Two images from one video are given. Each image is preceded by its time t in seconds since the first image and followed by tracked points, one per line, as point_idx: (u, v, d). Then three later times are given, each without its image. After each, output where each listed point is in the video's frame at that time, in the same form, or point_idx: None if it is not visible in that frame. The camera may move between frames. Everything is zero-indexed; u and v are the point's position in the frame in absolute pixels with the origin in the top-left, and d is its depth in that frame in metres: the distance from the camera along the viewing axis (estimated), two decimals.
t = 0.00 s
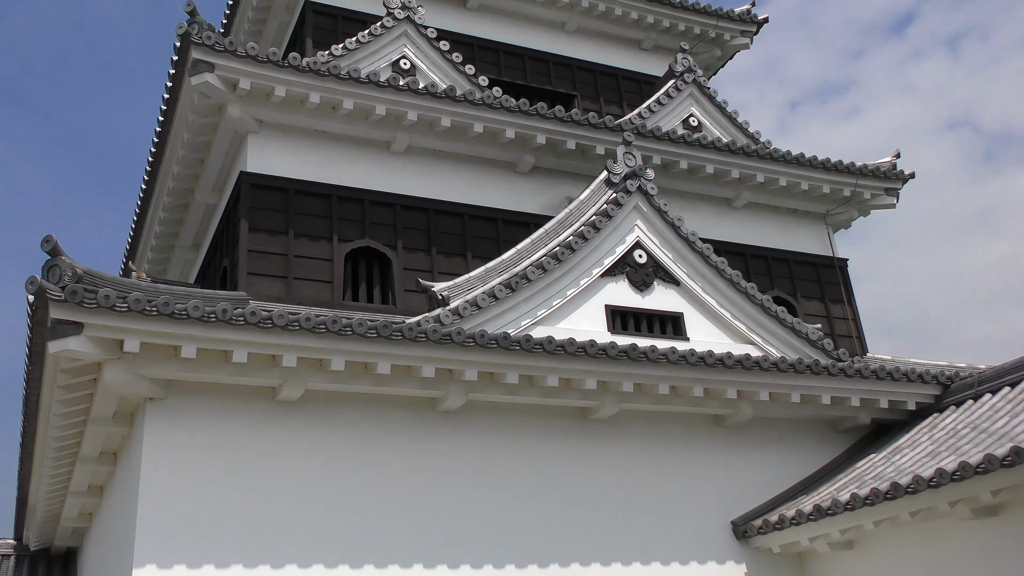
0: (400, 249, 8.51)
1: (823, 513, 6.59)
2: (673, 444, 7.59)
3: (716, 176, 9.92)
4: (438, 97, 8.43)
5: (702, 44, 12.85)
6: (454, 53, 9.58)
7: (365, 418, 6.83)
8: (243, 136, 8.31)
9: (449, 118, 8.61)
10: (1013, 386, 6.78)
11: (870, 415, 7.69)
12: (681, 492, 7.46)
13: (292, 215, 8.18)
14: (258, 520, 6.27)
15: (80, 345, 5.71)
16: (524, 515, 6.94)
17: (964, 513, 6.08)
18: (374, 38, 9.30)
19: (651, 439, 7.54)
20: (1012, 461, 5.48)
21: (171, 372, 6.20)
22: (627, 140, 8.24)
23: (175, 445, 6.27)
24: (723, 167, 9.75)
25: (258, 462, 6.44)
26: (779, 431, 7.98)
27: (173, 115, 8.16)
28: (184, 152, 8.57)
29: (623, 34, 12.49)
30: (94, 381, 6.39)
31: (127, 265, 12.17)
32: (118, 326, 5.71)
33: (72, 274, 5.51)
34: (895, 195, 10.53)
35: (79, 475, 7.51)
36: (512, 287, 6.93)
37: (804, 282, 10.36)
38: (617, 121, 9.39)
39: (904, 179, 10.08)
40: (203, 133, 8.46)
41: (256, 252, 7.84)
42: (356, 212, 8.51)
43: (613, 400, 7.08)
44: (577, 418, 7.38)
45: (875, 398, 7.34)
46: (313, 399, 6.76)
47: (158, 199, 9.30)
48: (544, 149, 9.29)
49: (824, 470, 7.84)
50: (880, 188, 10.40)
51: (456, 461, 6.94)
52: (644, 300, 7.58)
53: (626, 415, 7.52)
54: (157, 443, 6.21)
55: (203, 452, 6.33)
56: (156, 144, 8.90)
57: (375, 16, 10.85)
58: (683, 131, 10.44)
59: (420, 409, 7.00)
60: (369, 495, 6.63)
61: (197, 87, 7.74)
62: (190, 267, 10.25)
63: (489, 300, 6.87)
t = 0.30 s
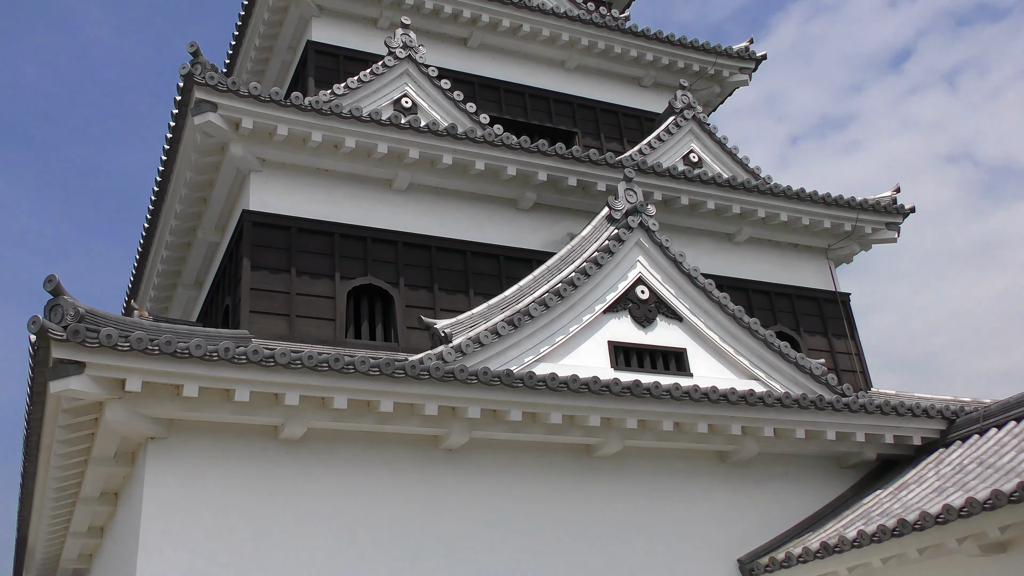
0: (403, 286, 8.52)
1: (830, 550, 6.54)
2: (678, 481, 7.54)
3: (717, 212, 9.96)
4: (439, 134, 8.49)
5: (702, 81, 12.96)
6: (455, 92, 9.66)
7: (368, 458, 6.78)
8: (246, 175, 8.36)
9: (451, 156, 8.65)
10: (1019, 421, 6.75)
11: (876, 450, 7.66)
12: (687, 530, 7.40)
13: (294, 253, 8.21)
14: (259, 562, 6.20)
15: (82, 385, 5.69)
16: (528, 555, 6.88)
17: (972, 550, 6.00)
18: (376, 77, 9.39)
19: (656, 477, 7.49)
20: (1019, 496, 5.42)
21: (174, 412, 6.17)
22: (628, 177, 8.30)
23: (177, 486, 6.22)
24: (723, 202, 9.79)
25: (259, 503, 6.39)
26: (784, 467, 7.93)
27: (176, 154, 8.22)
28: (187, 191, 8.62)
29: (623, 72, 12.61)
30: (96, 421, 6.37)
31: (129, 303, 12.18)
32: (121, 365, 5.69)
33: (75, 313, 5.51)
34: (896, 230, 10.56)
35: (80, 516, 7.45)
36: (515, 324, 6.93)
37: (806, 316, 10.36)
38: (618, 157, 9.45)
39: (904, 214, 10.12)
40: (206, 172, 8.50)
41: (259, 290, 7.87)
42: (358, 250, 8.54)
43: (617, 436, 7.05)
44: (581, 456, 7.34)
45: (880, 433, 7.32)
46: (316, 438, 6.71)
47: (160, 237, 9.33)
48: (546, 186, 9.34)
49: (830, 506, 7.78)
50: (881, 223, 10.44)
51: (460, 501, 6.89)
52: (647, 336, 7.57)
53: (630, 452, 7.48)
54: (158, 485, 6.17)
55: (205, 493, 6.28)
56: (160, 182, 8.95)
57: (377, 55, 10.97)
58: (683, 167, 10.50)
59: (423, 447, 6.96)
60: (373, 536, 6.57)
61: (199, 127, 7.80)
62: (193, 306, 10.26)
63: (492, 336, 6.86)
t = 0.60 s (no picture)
0: (405, 313, 8.53)
1: None
2: (682, 509, 7.49)
3: (719, 238, 9.98)
4: (441, 162, 8.53)
5: (702, 107, 13.02)
6: (456, 119, 9.72)
7: (370, 487, 6.75)
8: (248, 204, 8.39)
9: (452, 183, 8.69)
10: None
11: (882, 476, 7.61)
12: (692, 559, 7.33)
13: (297, 281, 8.23)
14: None
15: (84, 415, 5.68)
16: None
17: None
18: (377, 105, 9.44)
19: (660, 504, 7.44)
20: None
21: (175, 441, 6.14)
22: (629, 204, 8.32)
23: (177, 517, 6.19)
24: (725, 228, 9.81)
25: (261, 534, 6.35)
26: (789, 494, 7.88)
27: (179, 182, 8.26)
28: (189, 219, 8.65)
29: (624, 99, 12.68)
30: (97, 452, 6.35)
31: (132, 331, 12.18)
32: (123, 395, 5.68)
33: (77, 341, 5.53)
34: (898, 254, 10.57)
35: (81, 546, 7.41)
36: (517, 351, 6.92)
37: (810, 342, 10.34)
38: (619, 184, 9.49)
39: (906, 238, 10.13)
40: (208, 201, 8.54)
41: (261, 318, 7.88)
42: (361, 277, 8.56)
43: (620, 463, 7.02)
44: (584, 484, 7.30)
45: (886, 459, 7.28)
46: (318, 467, 6.68)
47: (163, 265, 9.35)
48: (547, 213, 9.36)
49: (836, 534, 7.72)
50: (883, 247, 10.44)
51: (463, 531, 6.84)
52: (650, 362, 7.56)
53: (634, 479, 7.44)
54: (159, 515, 6.14)
55: (206, 523, 6.24)
56: (163, 211, 8.99)
57: (378, 84, 11.05)
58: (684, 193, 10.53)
59: (425, 475, 6.92)
60: (375, 567, 6.52)
61: (202, 156, 7.84)
62: (195, 334, 10.25)
63: (494, 363, 6.85)
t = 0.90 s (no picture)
0: (405, 338, 8.52)
1: None
2: (684, 534, 7.44)
3: (720, 261, 9.99)
4: (441, 187, 8.56)
5: (701, 131, 13.07)
6: (456, 145, 9.76)
7: (371, 515, 6.71)
8: (249, 229, 8.41)
9: (453, 208, 8.71)
10: None
11: (885, 500, 7.57)
12: None
13: (297, 306, 8.23)
14: None
15: (84, 442, 5.64)
16: None
17: None
18: (377, 131, 9.49)
19: (662, 530, 7.39)
20: None
21: (174, 468, 6.10)
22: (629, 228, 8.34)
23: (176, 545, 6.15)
24: (725, 251, 9.83)
25: (261, 562, 6.31)
26: (792, 518, 7.83)
27: (180, 208, 8.28)
28: (189, 245, 8.66)
29: (623, 123, 12.74)
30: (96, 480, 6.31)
31: (131, 356, 12.15)
32: (122, 422, 5.65)
33: (77, 368, 5.52)
34: (898, 277, 10.58)
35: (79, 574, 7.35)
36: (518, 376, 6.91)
37: (811, 365, 10.32)
38: (619, 208, 9.52)
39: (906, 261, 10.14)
40: (209, 226, 8.55)
41: (261, 344, 7.88)
42: (361, 302, 8.56)
43: (621, 488, 6.98)
44: (586, 509, 7.26)
45: (889, 483, 7.26)
46: (318, 495, 6.64)
47: (163, 290, 9.36)
48: (547, 237, 9.38)
49: (840, 559, 7.66)
50: (883, 270, 10.46)
51: (464, 558, 6.79)
52: (651, 386, 7.54)
53: (635, 504, 7.40)
54: (158, 543, 6.10)
55: (205, 551, 6.20)
56: (163, 237, 9.00)
57: (378, 109, 11.11)
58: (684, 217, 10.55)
59: (426, 502, 6.88)
60: None
61: (203, 182, 7.86)
62: (194, 360, 10.22)
63: (495, 388, 6.84)
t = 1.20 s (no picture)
0: (405, 363, 8.51)
1: None
2: (687, 560, 7.39)
3: (720, 284, 10.00)
4: (441, 211, 8.59)
5: (700, 154, 13.12)
6: (456, 169, 9.80)
7: (371, 541, 6.66)
8: (249, 254, 8.42)
9: (452, 233, 8.73)
10: None
11: (888, 524, 7.53)
12: None
13: (297, 331, 8.23)
14: None
15: (83, 468, 5.60)
16: None
17: None
18: (377, 156, 9.53)
19: (664, 555, 7.34)
20: None
21: (173, 494, 6.06)
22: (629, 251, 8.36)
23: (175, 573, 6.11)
24: (725, 274, 9.84)
25: None
26: (795, 543, 7.78)
27: (180, 233, 8.29)
28: (190, 269, 8.67)
29: (623, 147, 12.79)
30: (94, 507, 6.27)
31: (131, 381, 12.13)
32: (120, 447, 5.62)
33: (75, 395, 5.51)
34: (899, 299, 10.58)
35: None
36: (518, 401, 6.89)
37: (813, 388, 10.30)
38: (619, 232, 9.54)
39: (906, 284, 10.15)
40: (209, 251, 8.57)
41: (261, 369, 7.87)
42: (361, 327, 8.56)
43: (623, 513, 6.95)
44: (587, 535, 7.22)
45: (892, 507, 7.22)
46: (318, 521, 6.60)
47: (163, 315, 9.36)
48: (547, 261, 9.40)
49: None
50: (883, 293, 10.46)
51: None
52: (652, 411, 7.52)
53: (637, 529, 7.35)
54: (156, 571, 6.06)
55: None
56: (164, 262, 9.02)
57: (378, 133, 11.16)
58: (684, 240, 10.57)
59: (427, 528, 6.84)
60: None
61: (203, 207, 7.89)
62: (194, 384, 10.20)
63: (495, 413, 6.82)
